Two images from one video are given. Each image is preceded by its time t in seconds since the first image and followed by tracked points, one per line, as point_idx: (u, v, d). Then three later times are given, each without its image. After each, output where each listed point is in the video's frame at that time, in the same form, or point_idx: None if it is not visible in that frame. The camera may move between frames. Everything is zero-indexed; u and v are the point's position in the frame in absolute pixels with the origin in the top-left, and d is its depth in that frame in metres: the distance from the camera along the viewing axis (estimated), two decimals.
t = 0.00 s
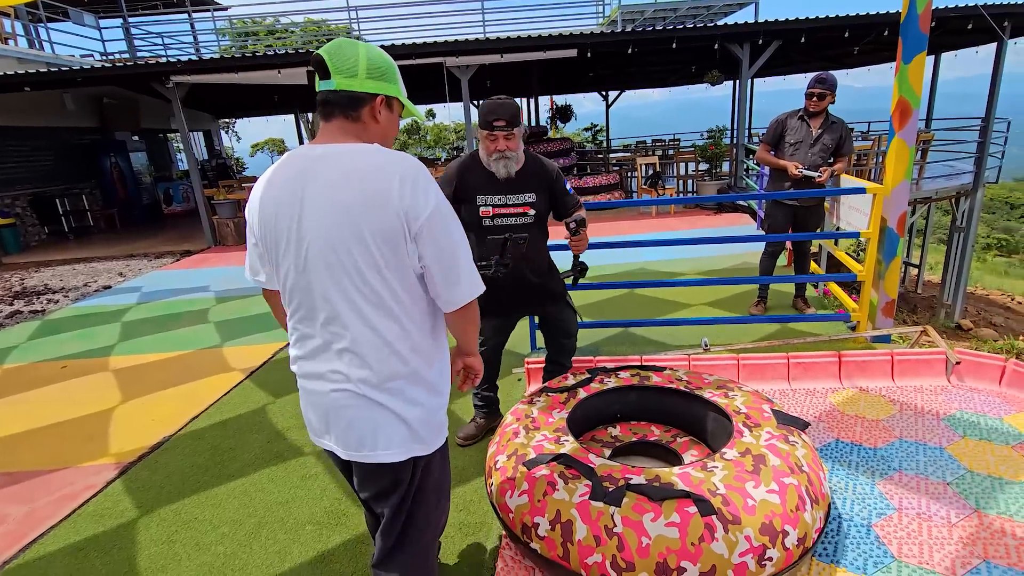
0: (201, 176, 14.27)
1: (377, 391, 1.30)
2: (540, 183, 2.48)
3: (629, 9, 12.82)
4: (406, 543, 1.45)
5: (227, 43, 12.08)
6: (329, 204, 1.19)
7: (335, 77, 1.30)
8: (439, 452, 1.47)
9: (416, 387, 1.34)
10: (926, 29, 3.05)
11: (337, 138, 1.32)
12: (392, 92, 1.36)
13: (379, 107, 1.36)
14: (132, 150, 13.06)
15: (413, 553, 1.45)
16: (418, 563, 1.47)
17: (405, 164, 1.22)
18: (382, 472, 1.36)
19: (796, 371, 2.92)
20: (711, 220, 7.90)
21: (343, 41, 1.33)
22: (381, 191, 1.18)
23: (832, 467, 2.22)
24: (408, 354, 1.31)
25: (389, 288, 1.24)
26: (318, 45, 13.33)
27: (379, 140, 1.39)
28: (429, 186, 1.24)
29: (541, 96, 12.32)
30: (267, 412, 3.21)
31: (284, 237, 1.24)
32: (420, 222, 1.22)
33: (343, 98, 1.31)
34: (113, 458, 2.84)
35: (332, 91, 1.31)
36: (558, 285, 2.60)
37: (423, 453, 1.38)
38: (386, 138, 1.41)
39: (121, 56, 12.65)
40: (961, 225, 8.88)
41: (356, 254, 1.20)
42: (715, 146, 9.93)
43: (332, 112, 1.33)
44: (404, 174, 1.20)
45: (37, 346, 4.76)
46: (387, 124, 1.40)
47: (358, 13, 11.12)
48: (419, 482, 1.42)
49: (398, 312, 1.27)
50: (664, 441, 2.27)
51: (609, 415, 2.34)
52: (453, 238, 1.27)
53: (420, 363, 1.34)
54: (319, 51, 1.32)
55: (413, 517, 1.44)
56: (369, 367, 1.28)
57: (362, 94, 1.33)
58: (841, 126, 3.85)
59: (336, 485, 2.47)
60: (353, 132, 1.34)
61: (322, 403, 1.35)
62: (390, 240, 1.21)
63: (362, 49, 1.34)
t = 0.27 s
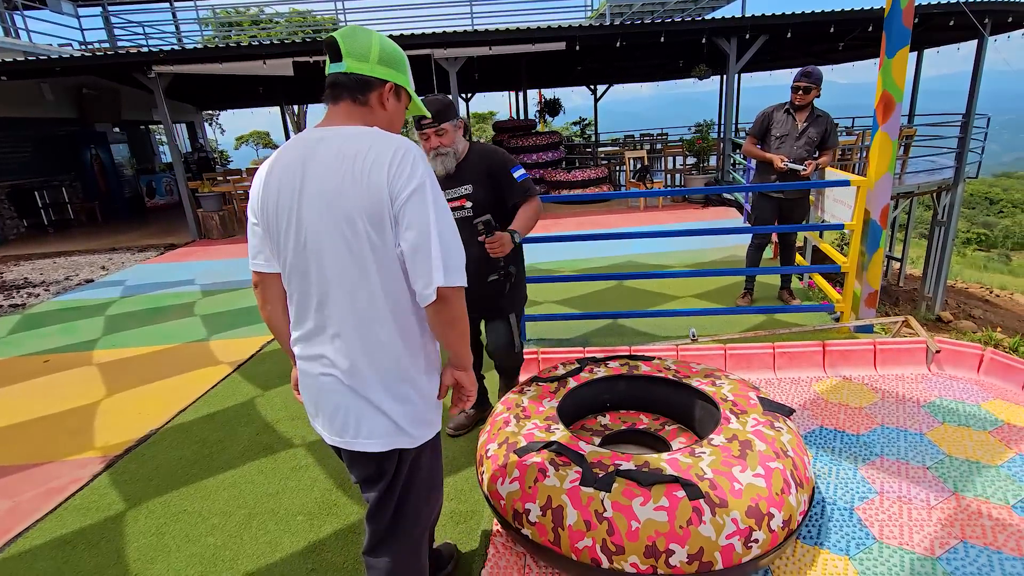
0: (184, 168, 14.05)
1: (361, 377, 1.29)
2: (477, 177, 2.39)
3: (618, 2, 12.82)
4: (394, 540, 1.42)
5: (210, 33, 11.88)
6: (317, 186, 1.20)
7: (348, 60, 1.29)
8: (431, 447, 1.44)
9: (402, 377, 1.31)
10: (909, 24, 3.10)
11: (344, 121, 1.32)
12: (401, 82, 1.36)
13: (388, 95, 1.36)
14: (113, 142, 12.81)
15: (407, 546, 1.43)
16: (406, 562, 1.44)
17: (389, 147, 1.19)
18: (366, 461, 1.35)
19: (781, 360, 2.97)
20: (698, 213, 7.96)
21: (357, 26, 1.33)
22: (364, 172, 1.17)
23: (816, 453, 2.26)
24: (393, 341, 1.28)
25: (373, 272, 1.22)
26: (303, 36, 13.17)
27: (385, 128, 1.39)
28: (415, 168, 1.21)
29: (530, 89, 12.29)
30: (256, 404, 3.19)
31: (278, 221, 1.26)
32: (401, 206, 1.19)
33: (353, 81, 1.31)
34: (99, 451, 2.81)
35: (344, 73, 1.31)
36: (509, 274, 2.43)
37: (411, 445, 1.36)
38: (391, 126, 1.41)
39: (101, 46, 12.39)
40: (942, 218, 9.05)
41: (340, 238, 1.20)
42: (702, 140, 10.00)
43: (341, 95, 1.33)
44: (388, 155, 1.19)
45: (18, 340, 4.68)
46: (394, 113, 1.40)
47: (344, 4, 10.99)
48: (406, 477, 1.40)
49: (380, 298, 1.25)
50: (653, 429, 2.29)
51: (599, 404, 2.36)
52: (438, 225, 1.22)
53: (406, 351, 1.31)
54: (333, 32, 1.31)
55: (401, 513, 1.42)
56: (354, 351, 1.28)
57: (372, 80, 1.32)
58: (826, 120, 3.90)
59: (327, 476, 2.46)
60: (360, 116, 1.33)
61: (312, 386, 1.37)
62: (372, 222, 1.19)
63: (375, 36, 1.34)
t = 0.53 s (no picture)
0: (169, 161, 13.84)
1: (358, 361, 1.29)
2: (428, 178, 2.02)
3: None
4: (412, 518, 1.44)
5: (195, 23, 11.68)
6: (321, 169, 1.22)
7: (361, 51, 1.30)
8: (445, 430, 1.42)
9: (399, 363, 1.29)
10: (894, 20, 3.13)
11: (354, 110, 1.31)
12: (409, 78, 1.38)
13: (397, 89, 1.37)
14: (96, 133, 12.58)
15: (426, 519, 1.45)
16: (423, 538, 1.46)
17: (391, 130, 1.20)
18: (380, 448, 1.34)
19: (768, 352, 3.01)
20: (688, 207, 8.00)
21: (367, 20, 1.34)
22: (364, 155, 1.18)
23: (802, 443, 2.31)
24: (391, 326, 1.27)
25: (370, 255, 1.22)
26: (291, 27, 12.99)
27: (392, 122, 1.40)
28: (416, 152, 1.20)
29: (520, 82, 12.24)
30: (246, 398, 3.17)
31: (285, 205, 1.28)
32: (398, 187, 1.18)
33: (364, 73, 1.31)
34: (87, 446, 2.78)
35: (356, 63, 1.31)
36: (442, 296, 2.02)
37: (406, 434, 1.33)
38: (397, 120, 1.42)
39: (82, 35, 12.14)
40: (926, 213, 9.17)
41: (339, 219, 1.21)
42: (692, 135, 10.04)
43: (350, 84, 1.32)
44: (389, 139, 1.19)
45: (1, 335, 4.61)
46: (401, 107, 1.41)
47: None
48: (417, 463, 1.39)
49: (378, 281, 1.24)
50: (643, 420, 2.32)
51: (589, 396, 2.38)
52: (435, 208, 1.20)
53: (404, 337, 1.29)
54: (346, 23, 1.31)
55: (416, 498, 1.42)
56: (352, 334, 1.28)
57: (383, 73, 1.33)
58: (814, 114, 3.94)
59: (318, 469, 2.47)
60: (371, 106, 1.33)
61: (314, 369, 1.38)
62: (371, 204, 1.19)
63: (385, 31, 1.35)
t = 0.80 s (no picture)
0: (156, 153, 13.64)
1: (365, 364, 1.27)
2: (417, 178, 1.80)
3: None
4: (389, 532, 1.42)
5: (181, 13, 11.49)
6: (326, 169, 1.20)
7: (352, 45, 1.29)
8: (425, 446, 1.41)
9: (407, 365, 1.30)
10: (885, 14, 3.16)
11: (346, 107, 1.31)
12: (403, 71, 1.36)
13: (391, 83, 1.35)
14: (80, 125, 12.36)
15: (397, 544, 1.42)
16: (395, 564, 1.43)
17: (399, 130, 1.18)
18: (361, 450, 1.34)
19: (759, 345, 3.03)
20: (679, 201, 8.03)
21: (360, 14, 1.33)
22: (374, 155, 1.16)
23: (792, 434, 2.33)
24: (400, 328, 1.27)
25: (378, 258, 1.21)
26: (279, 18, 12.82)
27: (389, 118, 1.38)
28: (425, 152, 1.19)
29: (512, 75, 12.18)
30: (237, 393, 3.15)
31: (286, 207, 1.25)
32: (409, 190, 1.18)
33: (356, 68, 1.30)
34: (75, 442, 2.76)
35: (348, 58, 1.29)
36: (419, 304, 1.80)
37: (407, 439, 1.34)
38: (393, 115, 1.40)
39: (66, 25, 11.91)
40: (914, 207, 9.27)
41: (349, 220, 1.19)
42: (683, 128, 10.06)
43: (343, 80, 1.32)
44: (399, 139, 1.17)
45: None
46: (396, 101, 1.39)
47: None
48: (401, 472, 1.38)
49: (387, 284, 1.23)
50: (635, 412, 2.33)
51: (582, 388, 2.39)
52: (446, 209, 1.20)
53: (412, 339, 1.29)
54: (338, 19, 1.31)
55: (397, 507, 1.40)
56: (358, 337, 1.26)
57: (376, 66, 1.32)
58: (804, 108, 3.96)
59: (311, 463, 2.46)
60: (363, 102, 1.32)
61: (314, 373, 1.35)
62: (381, 205, 1.18)
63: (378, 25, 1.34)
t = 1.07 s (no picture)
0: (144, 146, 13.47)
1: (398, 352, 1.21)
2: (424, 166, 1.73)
3: None
4: (393, 537, 1.37)
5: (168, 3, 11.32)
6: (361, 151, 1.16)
7: (366, 55, 1.29)
8: (436, 445, 1.39)
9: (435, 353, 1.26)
10: (877, 7, 3.16)
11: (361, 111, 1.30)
12: (415, 81, 1.37)
13: (403, 91, 1.35)
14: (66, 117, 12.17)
15: (402, 545, 1.38)
16: (398, 564, 1.39)
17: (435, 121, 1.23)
18: (366, 452, 1.29)
19: (751, 337, 3.05)
20: (671, 195, 8.04)
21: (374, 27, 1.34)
22: (415, 139, 1.18)
23: (783, 425, 2.35)
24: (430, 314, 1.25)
25: (417, 240, 1.19)
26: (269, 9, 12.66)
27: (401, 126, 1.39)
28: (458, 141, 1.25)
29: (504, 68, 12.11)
30: (229, 387, 3.13)
31: (310, 192, 1.17)
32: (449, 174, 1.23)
33: (370, 75, 1.30)
34: (65, 437, 2.73)
35: (361, 67, 1.30)
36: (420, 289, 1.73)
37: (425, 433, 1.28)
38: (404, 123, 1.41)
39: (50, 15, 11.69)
40: (904, 200, 9.33)
41: (366, 199, 1.14)
42: (676, 122, 10.05)
43: (358, 86, 1.31)
44: (428, 127, 1.20)
45: None
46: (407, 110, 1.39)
47: None
48: (410, 475, 1.34)
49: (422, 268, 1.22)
50: (628, 404, 2.34)
51: (575, 381, 2.40)
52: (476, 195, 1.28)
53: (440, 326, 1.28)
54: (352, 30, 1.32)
55: (402, 516, 1.36)
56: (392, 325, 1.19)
57: (389, 74, 1.32)
58: (796, 101, 3.96)
59: (304, 457, 2.45)
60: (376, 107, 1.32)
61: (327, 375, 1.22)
62: (422, 187, 1.19)
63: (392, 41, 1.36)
